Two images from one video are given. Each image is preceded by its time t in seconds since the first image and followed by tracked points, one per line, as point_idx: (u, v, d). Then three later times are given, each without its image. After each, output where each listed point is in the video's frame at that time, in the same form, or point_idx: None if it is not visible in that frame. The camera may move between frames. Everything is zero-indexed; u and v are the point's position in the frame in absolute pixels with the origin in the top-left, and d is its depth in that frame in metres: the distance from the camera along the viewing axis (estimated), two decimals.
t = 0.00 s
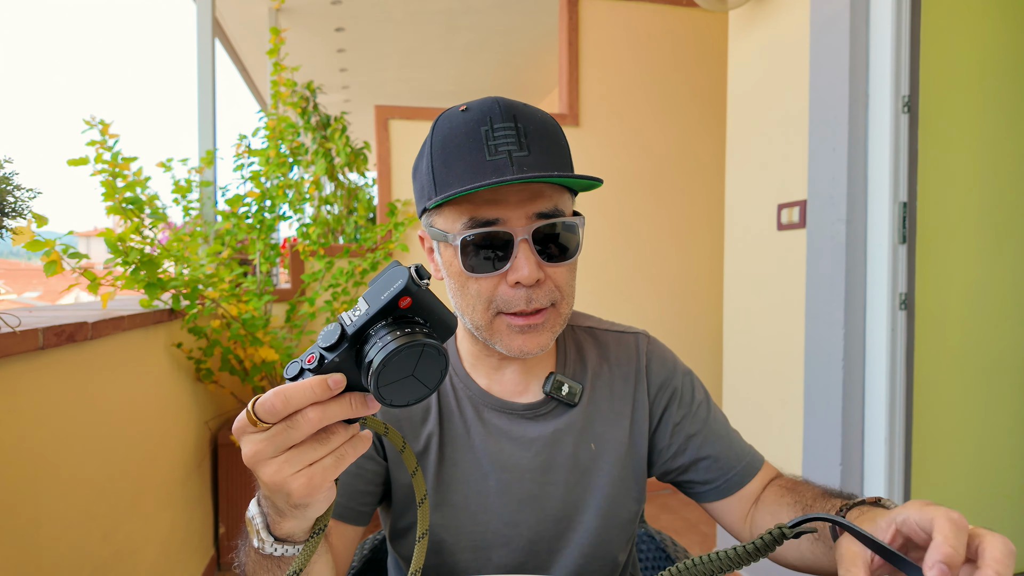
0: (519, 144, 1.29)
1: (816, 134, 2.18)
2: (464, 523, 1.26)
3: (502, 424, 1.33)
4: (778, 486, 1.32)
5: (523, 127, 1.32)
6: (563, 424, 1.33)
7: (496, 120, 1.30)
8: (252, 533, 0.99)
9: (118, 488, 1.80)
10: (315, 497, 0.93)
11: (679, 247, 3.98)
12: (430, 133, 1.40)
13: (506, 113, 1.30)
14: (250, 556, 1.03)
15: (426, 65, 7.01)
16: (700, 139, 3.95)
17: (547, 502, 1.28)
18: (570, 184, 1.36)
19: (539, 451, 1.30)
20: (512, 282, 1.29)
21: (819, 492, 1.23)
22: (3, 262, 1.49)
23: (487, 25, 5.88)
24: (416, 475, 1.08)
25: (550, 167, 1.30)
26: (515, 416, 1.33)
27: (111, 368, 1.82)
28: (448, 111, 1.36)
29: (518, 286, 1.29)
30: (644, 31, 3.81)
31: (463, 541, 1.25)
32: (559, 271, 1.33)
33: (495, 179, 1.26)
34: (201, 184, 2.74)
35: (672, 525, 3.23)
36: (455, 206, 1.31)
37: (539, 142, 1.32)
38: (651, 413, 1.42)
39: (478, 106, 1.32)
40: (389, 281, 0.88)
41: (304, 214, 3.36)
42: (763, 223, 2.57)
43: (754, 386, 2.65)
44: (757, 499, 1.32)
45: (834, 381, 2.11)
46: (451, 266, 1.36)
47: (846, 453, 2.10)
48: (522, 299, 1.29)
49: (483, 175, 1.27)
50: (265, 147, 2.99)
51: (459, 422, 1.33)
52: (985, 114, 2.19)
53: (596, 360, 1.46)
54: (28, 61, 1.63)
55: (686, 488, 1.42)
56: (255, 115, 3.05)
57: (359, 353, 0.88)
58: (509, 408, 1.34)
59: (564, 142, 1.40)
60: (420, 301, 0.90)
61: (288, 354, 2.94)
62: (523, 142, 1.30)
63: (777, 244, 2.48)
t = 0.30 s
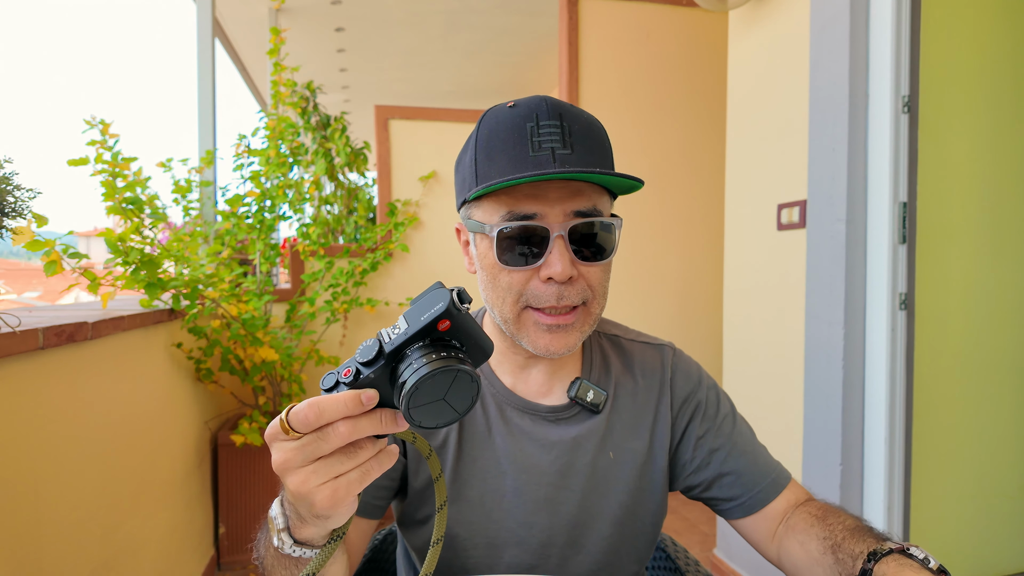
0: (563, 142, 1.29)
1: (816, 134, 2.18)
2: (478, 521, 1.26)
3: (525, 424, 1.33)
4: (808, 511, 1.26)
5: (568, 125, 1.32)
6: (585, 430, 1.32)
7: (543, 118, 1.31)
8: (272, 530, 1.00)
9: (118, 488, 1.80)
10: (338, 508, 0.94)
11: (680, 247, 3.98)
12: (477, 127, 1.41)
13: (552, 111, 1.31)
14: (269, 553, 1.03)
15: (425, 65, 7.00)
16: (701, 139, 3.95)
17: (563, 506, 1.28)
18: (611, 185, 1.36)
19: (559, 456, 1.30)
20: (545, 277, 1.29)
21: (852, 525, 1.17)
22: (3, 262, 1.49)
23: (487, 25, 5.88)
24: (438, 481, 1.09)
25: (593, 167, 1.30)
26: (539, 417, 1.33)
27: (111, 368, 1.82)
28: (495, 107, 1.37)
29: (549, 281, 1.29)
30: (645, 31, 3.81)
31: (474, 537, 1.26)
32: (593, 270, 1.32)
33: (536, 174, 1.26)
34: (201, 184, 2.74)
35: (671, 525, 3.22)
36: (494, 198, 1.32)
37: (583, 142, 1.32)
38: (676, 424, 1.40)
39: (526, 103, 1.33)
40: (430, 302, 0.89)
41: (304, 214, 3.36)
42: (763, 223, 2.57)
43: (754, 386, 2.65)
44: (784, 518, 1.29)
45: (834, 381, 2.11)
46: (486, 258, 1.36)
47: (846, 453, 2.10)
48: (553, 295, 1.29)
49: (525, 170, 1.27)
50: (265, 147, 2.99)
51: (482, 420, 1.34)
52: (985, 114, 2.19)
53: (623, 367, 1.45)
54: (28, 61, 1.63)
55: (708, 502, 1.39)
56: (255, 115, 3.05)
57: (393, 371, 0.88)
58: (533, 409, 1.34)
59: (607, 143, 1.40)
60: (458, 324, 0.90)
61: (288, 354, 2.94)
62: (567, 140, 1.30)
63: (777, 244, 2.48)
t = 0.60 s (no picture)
0: (552, 140, 1.29)
1: (815, 134, 2.19)
2: (488, 522, 1.27)
3: (538, 428, 1.33)
4: (816, 513, 1.27)
5: (557, 124, 1.32)
6: (598, 435, 1.32)
7: (531, 119, 1.31)
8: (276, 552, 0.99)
9: (119, 489, 1.80)
10: (335, 541, 0.96)
11: (680, 247, 3.98)
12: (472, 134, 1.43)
13: (539, 110, 1.31)
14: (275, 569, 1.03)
15: (425, 65, 7.00)
16: (700, 139, 3.96)
17: (574, 510, 1.28)
18: (606, 179, 1.34)
19: (570, 459, 1.30)
20: (543, 278, 1.30)
21: (848, 525, 1.19)
22: (4, 262, 1.49)
23: (487, 26, 5.88)
24: (445, 487, 1.09)
25: (584, 163, 1.29)
26: (551, 421, 1.33)
27: (112, 369, 1.82)
28: (486, 114, 1.38)
29: (548, 282, 1.30)
30: (644, 31, 3.81)
31: (483, 537, 1.26)
32: (592, 268, 1.33)
33: (526, 175, 1.27)
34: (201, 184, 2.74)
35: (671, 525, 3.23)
36: (489, 203, 1.35)
37: (573, 139, 1.31)
38: (689, 430, 1.39)
39: (514, 106, 1.34)
40: (417, 331, 0.88)
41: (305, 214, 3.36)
42: (763, 223, 2.57)
43: (754, 386, 2.66)
44: (797, 522, 1.29)
45: (833, 381, 2.11)
46: (485, 263, 1.38)
47: (845, 453, 2.11)
48: (552, 295, 1.30)
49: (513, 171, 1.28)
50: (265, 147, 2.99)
51: (494, 422, 1.34)
52: (984, 114, 2.20)
53: (635, 372, 1.44)
54: (29, 61, 1.64)
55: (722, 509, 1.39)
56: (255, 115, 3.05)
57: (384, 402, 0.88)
58: (545, 412, 1.34)
59: (602, 138, 1.37)
60: (447, 352, 0.88)
61: (289, 354, 2.94)
62: (556, 139, 1.30)
63: (777, 244, 2.48)
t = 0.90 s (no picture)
0: (513, 136, 1.28)
1: (816, 134, 2.19)
2: (480, 517, 1.27)
3: (529, 424, 1.33)
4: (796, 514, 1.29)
5: (518, 122, 1.31)
6: (588, 432, 1.32)
7: (491, 119, 1.30)
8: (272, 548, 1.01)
9: (118, 489, 1.79)
10: (320, 538, 0.96)
11: (680, 247, 3.98)
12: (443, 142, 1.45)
13: (499, 111, 1.30)
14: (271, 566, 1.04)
15: (426, 65, 7.00)
16: (700, 139, 3.96)
17: (565, 506, 1.27)
18: (569, 169, 1.34)
19: (561, 455, 1.30)
20: (515, 269, 1.30)
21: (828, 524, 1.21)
22: (3, 262, 1.49)
23: (487, 25, 5.88)
24: (444, 487, 1.09)
25: (546, 156, 1.29)
26: (542, 417, 1.33)
27: (111, 369, 1.82)
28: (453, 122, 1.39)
29: (520, 273, 1.30)
30: (644, 31, 3.81)
31: (475, 533, 1.26)
32: (564, 255, 1.33)
33: (490, 171, 1.27)
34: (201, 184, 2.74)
35: (671, 525, 3.23)
36: (460, 204, 1.36)
37: (535, 133, 1.30)
38: (679, 427, 1.39)
39: (475, 110, 1.35)
40: (394, 327, 0.89)
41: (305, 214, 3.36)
42: (763, 223, 2.57)
43: (754, 386, 2.65)
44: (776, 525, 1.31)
45: (833, 381, 2.11)
46: (461, 261, 1.40)
47: (846, 454, 2.10)
48: (526, 285, 1.30)
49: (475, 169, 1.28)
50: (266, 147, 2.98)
51: (486, 419, 1.35)
52: (984, 114, 2.20)
53: (626, 371, 1.44)
54: (29, 61, 1.63)
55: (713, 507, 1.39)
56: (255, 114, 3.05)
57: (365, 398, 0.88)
58: (537, 408, 1.34)
59: (564, 129, 1.36)
60: (424, 348, 0.88)
61: (288, 354, 2.94)
62: (516, 134, 1.29)
63: (777, 244, 2.48)
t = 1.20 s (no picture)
0: (488, 143, 1.28)
1: (816, 135, 2.19)
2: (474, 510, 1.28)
3: (519, 417, 1.34)
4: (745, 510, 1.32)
5: (494, 128, 1.31)
6: (577, 422, 1.33)
7: (467, 126, 1.31)
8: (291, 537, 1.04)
9: (118, 489, 1.79)
10: (333, 519, 0.97)
11: (679, 247, 3.99)
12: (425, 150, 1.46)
13: (475, 118, 1.31)
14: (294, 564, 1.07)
15: (426, 65, 6.99)
16: (699, 139, 3.96)
17: (557, 496, 1.28)
18: (545, 172, 1.33)
19: (552, 446, 1.31)
20: (494, 271, 1.30)
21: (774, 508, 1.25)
22: (3, 262, 1.48)
23: (488, 26, 5.88)
24: (474, 485, 1.08)
25: (521, 161, 1.29)
26: (532, 410, 1.34)
27: (111, 369, 1.81)
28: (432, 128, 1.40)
29: (498, 274, 1.29)
30: (644, 31, 3.82)
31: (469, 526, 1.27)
32: (542, 256, 1.32)
33: (464, 178, 1.27)
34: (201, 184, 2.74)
35: (672, 525, 3.22)
36: (439, 209, 1.37)
37: (510, 139, 1.30)
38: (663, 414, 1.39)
39: (453, 118, 1.35)
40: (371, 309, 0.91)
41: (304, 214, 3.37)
42: (763, 223, 2.57)
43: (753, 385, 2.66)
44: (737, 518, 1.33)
45: (834, 380, 2.11)
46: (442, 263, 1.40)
47: (846, 454, 2.10)
48: (504, 287, 1.30)
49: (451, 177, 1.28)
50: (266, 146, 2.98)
51: (477, 414, 1.36)
52: (985, 114, 2.20)
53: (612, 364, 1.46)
54: (29, 62, 1.63)
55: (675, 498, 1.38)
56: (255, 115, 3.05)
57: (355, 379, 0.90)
58: (526, 401, 1.35)
59: (541, 135, 1.36)
60: (401, 323, 0.90)
61: (289, 354, 2.94)
62: (491, 140, 1.29)
63: (777, 244, 2.48)
